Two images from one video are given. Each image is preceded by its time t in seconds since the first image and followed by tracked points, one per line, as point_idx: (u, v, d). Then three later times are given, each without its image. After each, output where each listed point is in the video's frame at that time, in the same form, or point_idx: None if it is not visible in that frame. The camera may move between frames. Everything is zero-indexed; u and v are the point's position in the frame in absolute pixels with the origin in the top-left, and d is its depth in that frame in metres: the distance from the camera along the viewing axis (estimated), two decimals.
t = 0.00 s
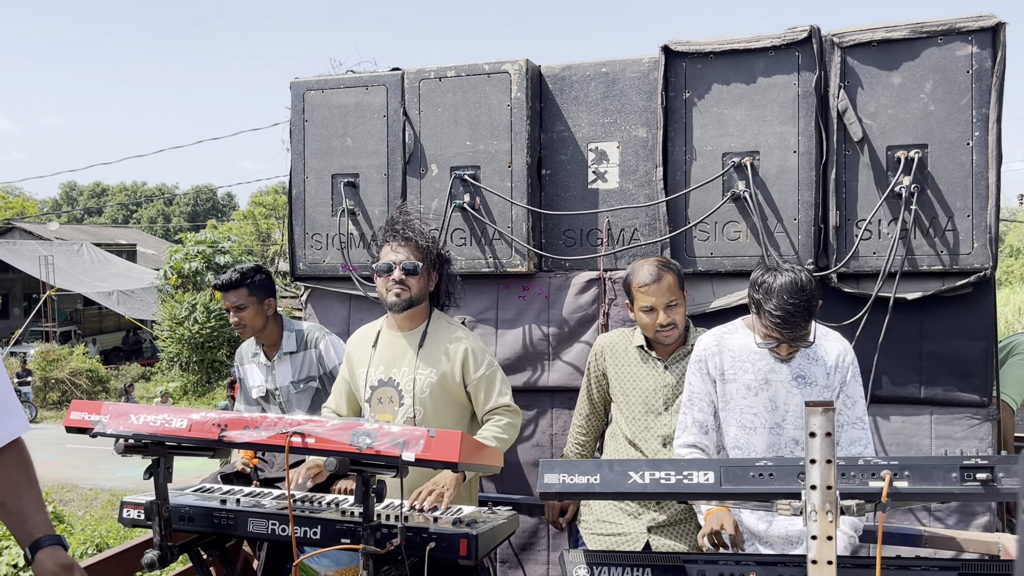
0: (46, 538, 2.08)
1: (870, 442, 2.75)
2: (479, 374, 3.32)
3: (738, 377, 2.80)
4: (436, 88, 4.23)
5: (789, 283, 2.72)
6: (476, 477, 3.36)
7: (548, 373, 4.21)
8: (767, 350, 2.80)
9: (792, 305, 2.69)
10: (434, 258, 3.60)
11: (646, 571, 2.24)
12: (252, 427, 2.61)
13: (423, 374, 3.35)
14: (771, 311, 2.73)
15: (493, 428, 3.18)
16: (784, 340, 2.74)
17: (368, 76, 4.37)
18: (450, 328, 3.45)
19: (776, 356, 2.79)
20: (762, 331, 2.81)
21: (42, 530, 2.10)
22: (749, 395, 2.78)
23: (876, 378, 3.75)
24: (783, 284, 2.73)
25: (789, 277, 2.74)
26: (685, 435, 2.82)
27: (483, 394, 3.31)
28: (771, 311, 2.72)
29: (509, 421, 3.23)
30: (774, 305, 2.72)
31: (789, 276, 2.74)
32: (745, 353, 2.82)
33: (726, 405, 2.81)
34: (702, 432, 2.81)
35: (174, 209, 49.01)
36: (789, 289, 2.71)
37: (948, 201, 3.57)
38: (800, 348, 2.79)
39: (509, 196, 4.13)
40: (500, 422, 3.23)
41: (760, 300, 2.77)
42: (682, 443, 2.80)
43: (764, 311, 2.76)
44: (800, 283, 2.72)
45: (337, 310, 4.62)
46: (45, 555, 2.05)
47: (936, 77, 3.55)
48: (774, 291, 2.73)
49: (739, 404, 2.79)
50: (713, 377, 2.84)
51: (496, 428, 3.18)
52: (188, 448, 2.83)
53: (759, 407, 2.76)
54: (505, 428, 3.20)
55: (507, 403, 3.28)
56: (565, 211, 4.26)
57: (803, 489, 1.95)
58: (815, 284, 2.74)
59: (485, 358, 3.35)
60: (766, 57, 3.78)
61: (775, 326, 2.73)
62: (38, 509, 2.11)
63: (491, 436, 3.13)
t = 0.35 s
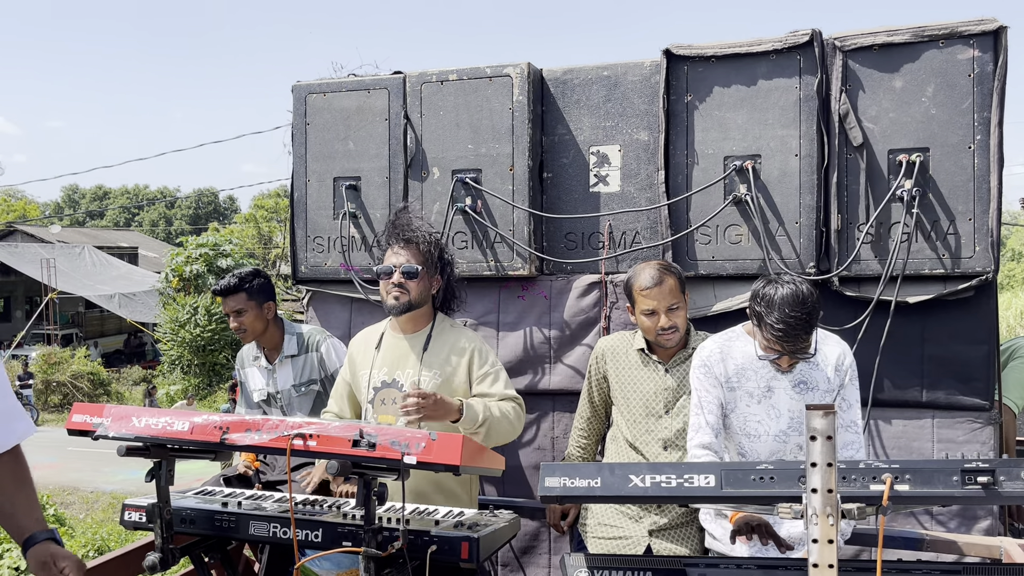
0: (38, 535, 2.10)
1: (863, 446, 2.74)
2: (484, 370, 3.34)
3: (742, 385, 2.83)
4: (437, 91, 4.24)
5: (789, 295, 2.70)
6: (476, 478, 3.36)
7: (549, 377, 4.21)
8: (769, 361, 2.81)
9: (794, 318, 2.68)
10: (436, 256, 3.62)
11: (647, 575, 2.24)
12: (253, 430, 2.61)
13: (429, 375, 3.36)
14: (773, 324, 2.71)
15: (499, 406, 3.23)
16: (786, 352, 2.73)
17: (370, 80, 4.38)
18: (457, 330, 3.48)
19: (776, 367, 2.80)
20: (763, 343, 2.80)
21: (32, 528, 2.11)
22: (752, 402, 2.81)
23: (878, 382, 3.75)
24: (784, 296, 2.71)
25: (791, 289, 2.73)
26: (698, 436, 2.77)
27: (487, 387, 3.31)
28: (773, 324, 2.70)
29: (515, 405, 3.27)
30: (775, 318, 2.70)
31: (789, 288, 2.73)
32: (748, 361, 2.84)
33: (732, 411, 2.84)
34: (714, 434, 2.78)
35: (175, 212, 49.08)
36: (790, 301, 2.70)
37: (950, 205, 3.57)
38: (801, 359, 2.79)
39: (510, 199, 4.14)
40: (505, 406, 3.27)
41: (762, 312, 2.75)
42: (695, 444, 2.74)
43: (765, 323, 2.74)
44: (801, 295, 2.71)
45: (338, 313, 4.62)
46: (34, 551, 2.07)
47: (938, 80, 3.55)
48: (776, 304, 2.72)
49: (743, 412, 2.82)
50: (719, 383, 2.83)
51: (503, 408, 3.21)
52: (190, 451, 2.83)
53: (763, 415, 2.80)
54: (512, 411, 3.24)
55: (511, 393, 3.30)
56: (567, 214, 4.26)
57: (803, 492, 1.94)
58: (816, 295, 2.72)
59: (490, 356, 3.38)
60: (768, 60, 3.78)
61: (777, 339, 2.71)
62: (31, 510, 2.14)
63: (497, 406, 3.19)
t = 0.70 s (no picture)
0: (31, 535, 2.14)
1: (867, 448, 2.74)
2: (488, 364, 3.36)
3: (743, 390, 2.83)
4: (439, 95, 4.24)
5: (787, 299, 2.70)
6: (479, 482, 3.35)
7: (551, 381, 4.21)
8: (768, 366, 2.81)
9: (794, 323, 2.68)
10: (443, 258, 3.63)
11: None
12: (255, 434, 2.61)
13: (435, 376, 3.36)
14: (772, 329, 2.72)
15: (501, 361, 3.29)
16: (785, 357, 2.73)
17: (372, 83, 4.38)
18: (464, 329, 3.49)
19: (776, 373, 2.81)
20: (763, 348, 2.80)
21: (29, 528, 2.16)
22: (753, 408, 2.81)
23: (880, 386, 3.75)
24: (783, 301, 2.71)
25: (790, 294, 2.72)
26: (700, 443, 2.75)
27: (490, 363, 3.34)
28: (772, 329, 2.71)
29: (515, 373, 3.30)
30: (775, 323, 2.71)
31: (788, 292, 2.73)
32: (748, 366, 2.84)
33: (733, 418, 2.83)
34: (715, 441, 2.76)
35: (177, 215, 49.16)
36: (789, 306, 2.70)
37: (952, 208, 3.57)
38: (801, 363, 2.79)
39: (512, 203, 4.14)
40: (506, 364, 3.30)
41: (761, 317, 2.75)
42: (697, 451, 2.72)
43: (764, 328, 2.74)
44: (800, 299, 2.71)
45: (340, 317, 4.62)
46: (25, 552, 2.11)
47: (940, 84, 3.55)
48: (775, 309, 2.72)
49: (745, 417, 2.82)
50: (719, 389, 2.83)
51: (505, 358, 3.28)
52: (191, 454, 2.83)
53: (764, 420, 2.79)
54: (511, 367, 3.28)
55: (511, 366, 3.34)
56: (568, 217, 4.26)
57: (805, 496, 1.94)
58: (814, 298, 2.73)
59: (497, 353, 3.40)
60: (770, 64, 3.78)
61: (776, 344, 2.72)
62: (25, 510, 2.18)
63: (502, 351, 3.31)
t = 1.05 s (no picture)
0: (36, 551, 2.08)
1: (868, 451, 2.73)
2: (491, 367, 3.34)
3: (743, 394, 2.82)
4: (442, 98, 4.25)
5: (786, 303, 2.69)
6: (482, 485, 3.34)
7: (553, 384, 4.20)
8: (768, 370, 2.81)
9: (792, 327, 2.68)
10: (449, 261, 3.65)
11: None
12: (258, 436, 2.61)
13: (439, 379, 3.36)
14: (771, 334, 2.72)
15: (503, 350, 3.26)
16: (785, 361, 2.74)
17: (375, 87, 4.39)
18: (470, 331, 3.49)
19: (775, 376, 2.80)
20: (763, 351, 2.80)
21: (33, 543, 2.10)
22: (753, 411, 2.81)
23: (883, 390, 3.74)
24: (781, 305, 2.70)
25: (788, 298, 2.71)
26: (703, 444, 2.75)
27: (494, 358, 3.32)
28: (772, 334, 2.71)
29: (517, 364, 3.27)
30: (774, 328, 2.70)
31: (786, 295, 2.72)
32: (749, 369, 2.84)
33: (733, 421, 2.83)
34: (718, 442, 2.75)
35: (180, 219, 49.25)
36: (787, 310, 2.69)
37: (955, 212, 3.56)
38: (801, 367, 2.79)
39: (515, 206, 4.14)
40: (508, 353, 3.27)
41: (759, 321, 2.75)
42: (700, 452, 2.72)
43: (764, 332, 2.74)
44: (799, 303, 2.70)
45: (342, 320, 4.63)
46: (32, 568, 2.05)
47: (942, 88, 3.55)
48: (773, 313, 2.71)
49: (746, 421, 2.81)
50: (720, 392, 2.83)
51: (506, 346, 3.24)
52: (194, 457, 2.83)
53: (765, 423, 2.79)
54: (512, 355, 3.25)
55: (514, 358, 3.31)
56: (571, 221, 4.27)
57: (808, 500, 1.93)
58: (812, 301, 2.72)
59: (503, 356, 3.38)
60: (772, 67, 3.78)
61: (775, 348, 2.73)
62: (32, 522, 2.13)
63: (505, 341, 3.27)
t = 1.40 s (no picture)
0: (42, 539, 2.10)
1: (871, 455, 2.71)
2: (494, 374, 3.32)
3: (745, 399, 2.81)
4: (445, 101, 4.24)
5: (785, 308, 2.70)
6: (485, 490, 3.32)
7: (556, 388, 4.19)
8: (768, 375, 2.81)
9: (791, 333, 2.68)
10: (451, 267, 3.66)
11: None
12: (259, 441, 2.60)
13: (442, 381, 3.35)
14: (770, 339, 2.72)
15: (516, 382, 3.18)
16: (784, 366, 2.74)
17: (377, 90, 4.38)
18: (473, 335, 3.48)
19: (776, 381, 2.79)
20: (763, 356, 2.80)
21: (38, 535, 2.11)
22: (756, 416, 2.79)
23: (887, 394, 3.73)
24: (780, 310, 2.71)
25: (787, 303, 2.72)
26: (705, 450, 2.72)
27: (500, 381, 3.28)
28: (771, 339, 2.71)
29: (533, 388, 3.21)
30: (773, 333, 2.71)
31: (785, 301, 2.73)
32: (750, 373, 2.82)
33: (735, 426, 2.81)
34: (720, 448, 2.73)
35: (184, 222, 49.36)
36: (786, 315, 2.70)
37: (960, 216, 3.55)
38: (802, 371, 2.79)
39: (517, 209, 4.13)
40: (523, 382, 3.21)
41: (759, 326, 2.75)
42: (701, 458, 2.70)
43: (763, 337, 2.74)
44: (798, 308, 2.70)
45: (345, 323, 4.62)
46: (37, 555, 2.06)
47: (946, 90, 3.53)
48: (772, 318, 2.71)
49: (748, 426, 2.80)
50: (721, 397, 2.82)
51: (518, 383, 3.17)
52: (195, 461, 2.82)
53: (767, 428, 2.77)
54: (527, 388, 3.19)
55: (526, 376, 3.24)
56: (574, 224, 4.26)
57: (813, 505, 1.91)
58: (812, 306, 2.72)
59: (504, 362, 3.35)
60: (775, 70, 3.77)
61: (773, 354, 2.73)
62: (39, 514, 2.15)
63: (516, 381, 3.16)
